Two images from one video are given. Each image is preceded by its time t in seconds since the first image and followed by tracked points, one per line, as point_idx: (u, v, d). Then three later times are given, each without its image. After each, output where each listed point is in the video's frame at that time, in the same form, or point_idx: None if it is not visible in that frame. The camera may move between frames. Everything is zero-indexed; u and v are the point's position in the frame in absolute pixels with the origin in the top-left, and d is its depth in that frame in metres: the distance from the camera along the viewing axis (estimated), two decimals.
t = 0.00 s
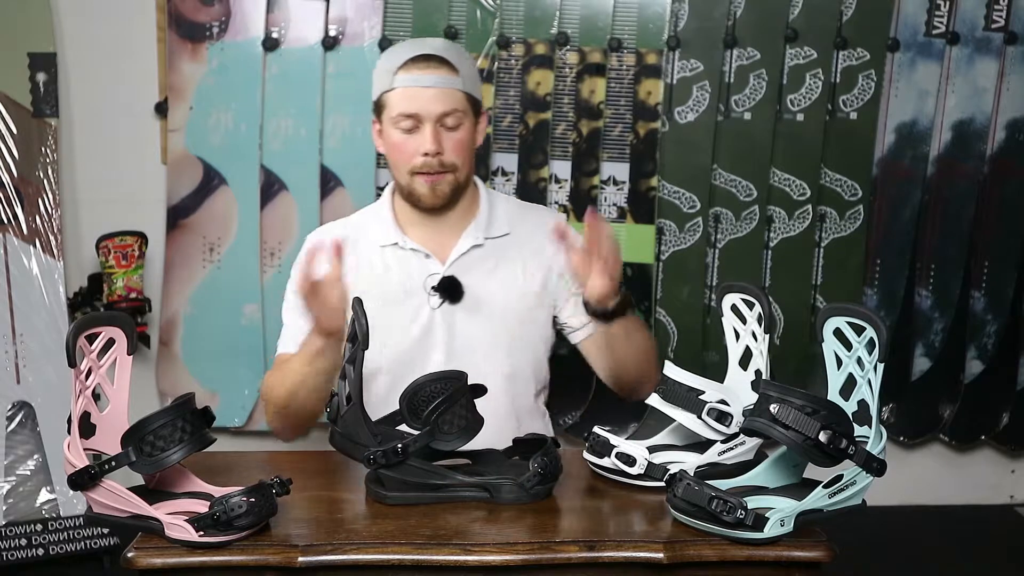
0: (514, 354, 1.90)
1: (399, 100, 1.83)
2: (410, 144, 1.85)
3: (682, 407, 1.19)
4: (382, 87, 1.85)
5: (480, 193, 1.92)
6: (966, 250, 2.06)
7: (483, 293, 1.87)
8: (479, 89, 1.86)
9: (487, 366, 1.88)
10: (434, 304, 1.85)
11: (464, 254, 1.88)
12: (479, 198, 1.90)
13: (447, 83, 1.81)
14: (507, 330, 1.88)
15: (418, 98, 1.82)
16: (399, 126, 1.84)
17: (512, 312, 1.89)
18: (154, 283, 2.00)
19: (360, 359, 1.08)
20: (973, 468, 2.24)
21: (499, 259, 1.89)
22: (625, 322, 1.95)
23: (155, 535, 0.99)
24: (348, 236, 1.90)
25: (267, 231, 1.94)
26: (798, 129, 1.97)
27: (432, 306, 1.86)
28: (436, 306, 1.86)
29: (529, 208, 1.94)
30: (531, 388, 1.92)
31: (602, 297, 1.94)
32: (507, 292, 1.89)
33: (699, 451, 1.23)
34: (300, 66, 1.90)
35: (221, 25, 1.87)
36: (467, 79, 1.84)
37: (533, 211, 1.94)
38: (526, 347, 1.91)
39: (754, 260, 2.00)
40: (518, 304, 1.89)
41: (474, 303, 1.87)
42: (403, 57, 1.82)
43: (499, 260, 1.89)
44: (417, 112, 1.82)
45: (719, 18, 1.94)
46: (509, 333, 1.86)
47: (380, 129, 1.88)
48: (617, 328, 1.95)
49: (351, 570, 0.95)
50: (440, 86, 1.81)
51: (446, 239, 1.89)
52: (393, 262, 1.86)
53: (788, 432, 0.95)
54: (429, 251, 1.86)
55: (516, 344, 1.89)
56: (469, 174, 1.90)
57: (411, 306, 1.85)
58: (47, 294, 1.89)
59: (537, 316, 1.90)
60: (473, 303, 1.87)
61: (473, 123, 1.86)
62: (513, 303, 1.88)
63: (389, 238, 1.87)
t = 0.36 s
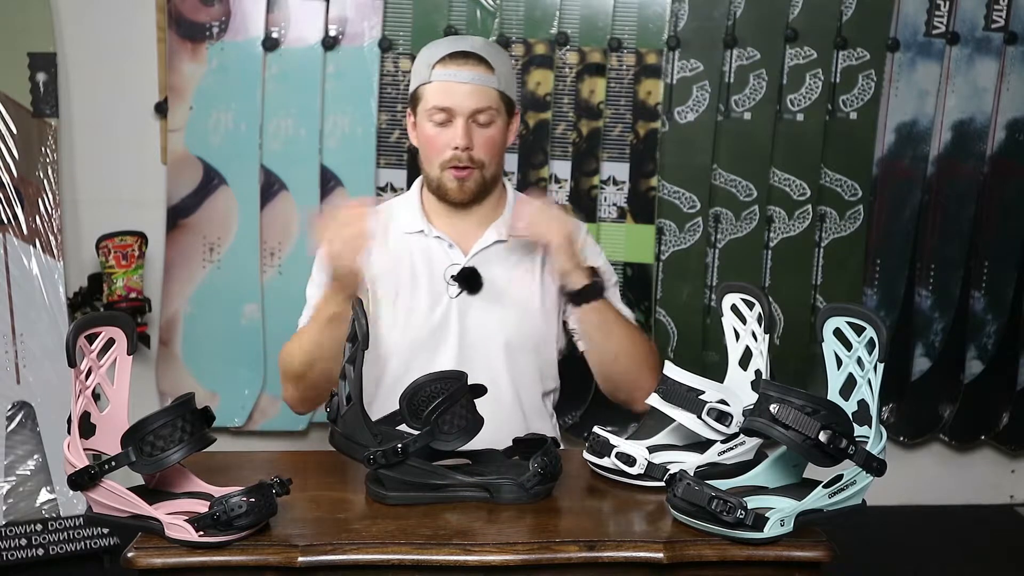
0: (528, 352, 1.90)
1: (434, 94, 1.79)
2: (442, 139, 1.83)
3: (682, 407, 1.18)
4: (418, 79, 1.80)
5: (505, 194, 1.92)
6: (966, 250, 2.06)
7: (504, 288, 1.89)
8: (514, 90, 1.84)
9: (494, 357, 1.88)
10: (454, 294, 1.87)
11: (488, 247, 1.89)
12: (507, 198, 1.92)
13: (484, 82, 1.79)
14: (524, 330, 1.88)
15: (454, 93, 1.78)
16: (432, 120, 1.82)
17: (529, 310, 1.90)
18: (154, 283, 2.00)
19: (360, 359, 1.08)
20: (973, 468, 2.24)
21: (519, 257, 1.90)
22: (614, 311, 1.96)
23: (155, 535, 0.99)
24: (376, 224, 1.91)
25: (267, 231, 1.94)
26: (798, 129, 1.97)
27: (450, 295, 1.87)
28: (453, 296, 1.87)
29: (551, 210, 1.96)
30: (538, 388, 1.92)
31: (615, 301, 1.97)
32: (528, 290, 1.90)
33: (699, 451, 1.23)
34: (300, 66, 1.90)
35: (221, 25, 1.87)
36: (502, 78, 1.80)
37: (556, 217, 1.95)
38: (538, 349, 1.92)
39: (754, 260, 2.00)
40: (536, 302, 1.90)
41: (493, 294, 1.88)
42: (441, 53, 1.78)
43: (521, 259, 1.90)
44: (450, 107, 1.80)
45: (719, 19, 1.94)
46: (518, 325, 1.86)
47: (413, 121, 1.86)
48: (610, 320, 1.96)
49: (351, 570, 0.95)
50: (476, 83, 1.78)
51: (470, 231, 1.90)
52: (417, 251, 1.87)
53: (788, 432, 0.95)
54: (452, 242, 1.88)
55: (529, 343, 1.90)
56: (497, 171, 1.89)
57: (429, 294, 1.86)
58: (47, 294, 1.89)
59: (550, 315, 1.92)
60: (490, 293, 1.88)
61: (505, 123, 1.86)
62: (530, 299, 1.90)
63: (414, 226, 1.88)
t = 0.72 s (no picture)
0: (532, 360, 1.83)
1: (429, 102, 1.70)
2: (437, 146, 1.74)
3: (682, 407, 1.18)
4: (412, 87, 1.71)
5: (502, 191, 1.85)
6: (966, 250, 2.06)
7: (502, 292, 1.79)
8: (509, 94, 1.74)
9: (497, 366, 1.77)
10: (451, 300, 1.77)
11: (485, 252, 1.80)
12: (502, 199, 1.83)
13: (478, 89, 1.69)
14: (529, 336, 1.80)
15: (450, 101, 1.69)
16: (427, 129, 1.73)
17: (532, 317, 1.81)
18: (154, 283, 2.00)
19: (360, 359, 1.08)
20: (972, 468, 2.24)
21: (518, 260, 1.82)
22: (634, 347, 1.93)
23: (155, 535, 0.99)
24: (370, 235, 1.83)
25: (267, 231, 1.94)
26: (798, 129, 1.97)
27: (448, 302, 1.77)
28: (452, 303, 1.77)
29: (551, 215, 1.89)
30: (539, 389, 1.82)
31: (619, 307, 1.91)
32: (525, 294, 1.80)
33: (699, 451, 1.22)
34: (300, 66, 1.90)
35: (221, 25, 1.87)
36: (497, 83, 1.72)
37: (556, 217, 1.89)
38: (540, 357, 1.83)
39: (754, 260, 2.00)
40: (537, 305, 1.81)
41: (492, 298, 1.78)
42: (436, 57, 1.69)
43: (518, 262, 1.82)
44: (446, 115, 1.70)
45: (719, 19, 1.94)
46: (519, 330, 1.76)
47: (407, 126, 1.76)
48: (620, 337, 1.91)
49: (351, 570, 0.95)
50: (471, 91, 1.69)
51: (466, 234, 1.80)
52: (413, 258, 1.78)
53: (788, 432, 0.95)
54: (448, 247, 1.79)
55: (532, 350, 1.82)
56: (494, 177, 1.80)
57: (425, 301, 1.77)
58: (47, 294, 1.89)
59: (551, 320, 1.84)
60: (490, 299, 1.78)
61: (500, 129, 1.75)
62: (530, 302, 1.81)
63: (410, 233, 1.79)
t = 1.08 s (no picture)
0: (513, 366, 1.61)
1: (405, 107, 1.45)
2: (415, 153, 1.48)
3: (682, 407, 1.17)
4: (388, 93, 1.48)
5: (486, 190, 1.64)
6: (966, 249, 2.06)
7: (488, 302, 1.59)
8: (489, 97, 1.52)
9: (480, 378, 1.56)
10: (432, 310, 1.57)
11: (467, 259, 1.57)
12: (489, 199, 1.63)
13: (457, 96, 1.46)
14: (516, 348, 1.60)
15: (425, 108, 1.45)
16: (402, 135, 1.48)
17: (520, 328, 1.60)
18: (154, 282, 2.01)
19: (359, 359, 1.06)
20: (972, 468, 2.24)
21: (503, 266, 1.60)
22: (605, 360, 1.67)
23: (154, 535, 0.98)
24: (348, 239, 1.61)
25: (267, 231, 1.94)
26: (798, 128, 1.97)
27: (428, 312, 1.57)
28: (432, 313, 1.57)
29: (543, 214, 1.68)
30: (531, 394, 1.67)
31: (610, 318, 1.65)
32: (512, 303, 1.60)
33: (699, 451, 1.22)
34: (300, 66, 1.90)
35: (221, 25, 1.87)
36: (478, 88, 1.48)
37: (548, 218, 1.68)
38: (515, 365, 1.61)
39: (754, 260, 2.00)
40: (524, 314, 1.60)
41: (476, 309, 1.58)
42: (412, 62, 1.47)
43: (503, 269, 1.60)
44: (422, 122, 1.46)
45: (719, 19, 1.93)
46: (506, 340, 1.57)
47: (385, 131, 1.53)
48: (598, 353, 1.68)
49: (350, 570, 0.95)
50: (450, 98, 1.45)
51: (449, 240, 1.59)
52: (394, 266, 1.57)
53: (788, 432, 0.95)
54: (429, 254, 1.56)
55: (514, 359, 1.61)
56: (474, 181, 1.55)
57: (403, 313, 1.57)
58: (47, 294, 1.88)
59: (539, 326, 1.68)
60: (474, 309, 1.58)
61: (480, 132, 1.51)
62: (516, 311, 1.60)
63: (390, 238, 1.57)
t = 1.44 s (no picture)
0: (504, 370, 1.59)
1: (389, 100, 1.49)
2: (398, 147, 1.51)
3: (682, 407, 1.17)
4: (372, 87, 1.51)
5: (468, 190, 1.65)
6: (966, 249, 2.06)
7: (476, 305, 1.57)
8: (472, 96, 1.56)
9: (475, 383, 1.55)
10: (425, 316, 1.54)
11: (455, 261, 1.57)
12: (471, 200, 1.63)
13: (441, 87, 1.49)
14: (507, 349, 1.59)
15: (410, 99, 1.48)
16: (387, 129, 1.51)
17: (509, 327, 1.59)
18: (154, 282, 2.01)
19: (360, 360, 1.05)
20: (972, 468, 2.24)
21: (491, 267, 1.58)
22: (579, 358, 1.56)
23: (154, 535, 0.97)
24: (339, 240, 1.58)
25: (267, 231, 1.94)
26: (798, 128, 1.97)
27: (421, 318, 1.54)
28: (425, 319, 1.54)
29: (525, 209, 1.68)
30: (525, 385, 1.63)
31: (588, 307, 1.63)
32: (502, 305, 1.58)
33: (699, 451, 1.21)
34: (300, 66, 1.90)
35: (221, 25, 1.87)
36: (462, 82, 1.52)
37: (532, 213, 1.67)
38: (506, 371, 1.59)
39: (754, 260, 2.00)
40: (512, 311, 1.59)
41: (467, 314, 1.57)
42: (397, 56, 1.50)
43: (491, 269, 1.58)
44: (406, 114, 1.49)
45: (719, 19, 1.93)
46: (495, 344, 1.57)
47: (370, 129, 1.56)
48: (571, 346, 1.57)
49: (348, 570, 0.94)
50: (433, 89, 1.48)
51: (435, 242, 1.60)
52: (385, 272, 1.55)
53: (788, 432, 0.94)
54: (418, 258, 1.56)
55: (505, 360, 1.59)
56: (459, 179, 1.58)
57: (395, 320, 1.53)
58: (47, 294, 1.88)
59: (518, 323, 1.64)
60: (466, 314, 1.56)
61: (465, 129, 1.55)
62: (503, 311, 1.59)
63: (379, 243, 1.56)
